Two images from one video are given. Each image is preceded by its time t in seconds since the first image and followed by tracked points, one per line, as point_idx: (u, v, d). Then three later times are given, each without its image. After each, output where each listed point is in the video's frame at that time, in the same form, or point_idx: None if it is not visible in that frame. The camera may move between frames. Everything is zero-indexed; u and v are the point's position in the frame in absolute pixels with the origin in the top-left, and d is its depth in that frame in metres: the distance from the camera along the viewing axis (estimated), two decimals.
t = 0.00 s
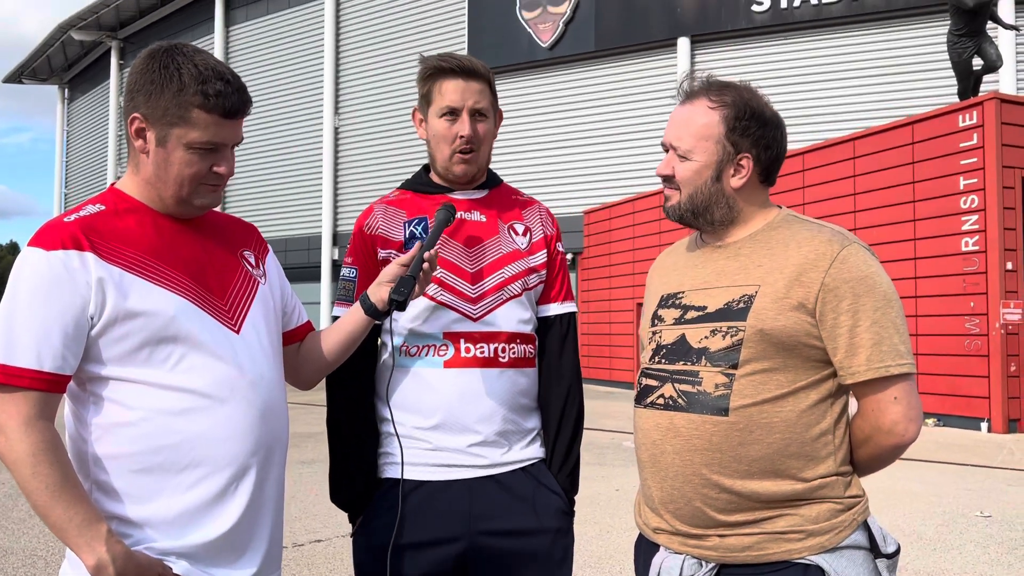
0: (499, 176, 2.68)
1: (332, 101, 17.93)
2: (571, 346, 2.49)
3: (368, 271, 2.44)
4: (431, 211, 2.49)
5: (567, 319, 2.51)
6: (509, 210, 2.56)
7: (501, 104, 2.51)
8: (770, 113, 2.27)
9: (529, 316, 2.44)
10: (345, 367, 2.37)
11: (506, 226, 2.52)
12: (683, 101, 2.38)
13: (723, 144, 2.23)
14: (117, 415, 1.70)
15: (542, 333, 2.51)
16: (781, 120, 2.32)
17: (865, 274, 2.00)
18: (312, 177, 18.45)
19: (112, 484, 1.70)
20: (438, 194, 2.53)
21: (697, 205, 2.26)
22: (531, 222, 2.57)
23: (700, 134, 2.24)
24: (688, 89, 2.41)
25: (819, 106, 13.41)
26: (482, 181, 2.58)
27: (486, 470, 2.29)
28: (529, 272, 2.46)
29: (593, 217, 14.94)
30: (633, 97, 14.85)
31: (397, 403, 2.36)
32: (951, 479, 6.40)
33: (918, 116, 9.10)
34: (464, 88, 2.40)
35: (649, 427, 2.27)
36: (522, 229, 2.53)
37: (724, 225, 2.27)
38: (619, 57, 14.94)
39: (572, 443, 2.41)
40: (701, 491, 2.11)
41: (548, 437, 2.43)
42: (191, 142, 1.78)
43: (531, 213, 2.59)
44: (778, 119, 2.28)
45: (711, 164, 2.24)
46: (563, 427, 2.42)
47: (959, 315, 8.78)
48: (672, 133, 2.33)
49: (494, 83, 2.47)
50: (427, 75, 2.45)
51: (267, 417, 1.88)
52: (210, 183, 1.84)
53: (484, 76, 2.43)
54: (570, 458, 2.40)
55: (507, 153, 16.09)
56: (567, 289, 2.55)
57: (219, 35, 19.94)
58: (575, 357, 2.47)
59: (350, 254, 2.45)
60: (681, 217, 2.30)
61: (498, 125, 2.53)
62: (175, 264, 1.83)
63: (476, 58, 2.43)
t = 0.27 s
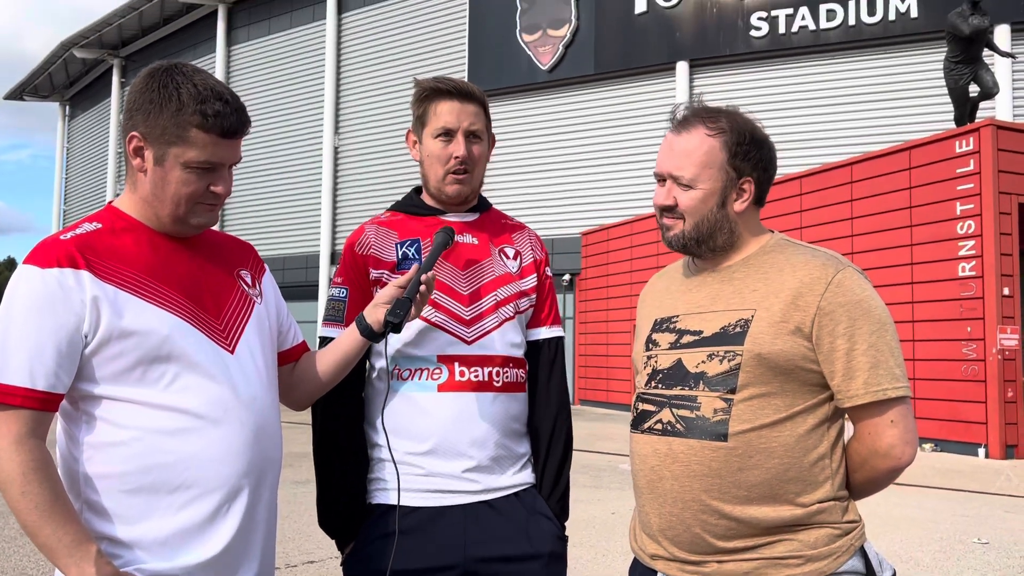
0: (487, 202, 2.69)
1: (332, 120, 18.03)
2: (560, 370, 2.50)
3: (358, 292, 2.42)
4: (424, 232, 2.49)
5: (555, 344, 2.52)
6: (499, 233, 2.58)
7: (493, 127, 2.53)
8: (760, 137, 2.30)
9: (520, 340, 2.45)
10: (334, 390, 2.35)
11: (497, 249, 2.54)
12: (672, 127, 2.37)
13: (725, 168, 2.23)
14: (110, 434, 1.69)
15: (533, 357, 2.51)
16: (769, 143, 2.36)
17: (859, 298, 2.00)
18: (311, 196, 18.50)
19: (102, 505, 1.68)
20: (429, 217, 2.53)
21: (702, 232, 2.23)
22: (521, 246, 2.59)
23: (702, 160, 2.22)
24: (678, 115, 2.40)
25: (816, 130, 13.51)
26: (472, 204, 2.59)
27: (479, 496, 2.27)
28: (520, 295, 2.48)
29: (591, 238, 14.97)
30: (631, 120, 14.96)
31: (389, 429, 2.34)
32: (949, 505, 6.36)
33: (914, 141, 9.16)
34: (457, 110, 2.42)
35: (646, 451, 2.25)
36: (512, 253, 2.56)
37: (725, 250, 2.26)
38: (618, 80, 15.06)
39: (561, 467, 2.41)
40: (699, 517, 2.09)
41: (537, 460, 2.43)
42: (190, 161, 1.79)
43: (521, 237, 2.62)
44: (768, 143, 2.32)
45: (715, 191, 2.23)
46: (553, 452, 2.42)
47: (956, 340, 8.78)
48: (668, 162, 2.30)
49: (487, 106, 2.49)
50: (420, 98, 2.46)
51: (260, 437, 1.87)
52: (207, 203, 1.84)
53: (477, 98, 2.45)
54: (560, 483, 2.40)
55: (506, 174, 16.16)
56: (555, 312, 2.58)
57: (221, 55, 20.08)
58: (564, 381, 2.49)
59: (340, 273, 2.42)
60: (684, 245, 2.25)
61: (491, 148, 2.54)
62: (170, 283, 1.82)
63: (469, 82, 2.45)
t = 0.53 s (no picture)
0: (481, 222, 2.69)
1: (334, 136, 18.11)
2: (552, 392, 2.49)
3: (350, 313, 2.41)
4: (416, 253, 2.49)
5: (547, 366, 2.51)
6: (492, 254, 2.58)
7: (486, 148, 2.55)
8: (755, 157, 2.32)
9: (512, 363, 2.44)
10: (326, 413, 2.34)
11: (490, 270, 2.54)
12: (667, 148, 2.37)
13: (730, 185, 2.24)
14: (104, 450, 1.68)
15: (524, 380, 2.51)
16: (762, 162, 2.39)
17: (856, 318, 2.00)
18: (312, 211, 18.54)
19: (94, 522, 1.67)
20: (423, 238, 2.54)
21: (712, 250, 2.21)
22: (515, 267, 2.59)
23: (706, 178, 2.21)
24: (672, 137, 2.41)
25: (816, 151, 13.55)
26: (466, 225, 2.61)
27: (469, 519, 2.27)
28: (512, 317, 2.48)
29: (591, 256, 14.98)
30: (632, 139, 15.03)
31: (380, 451, 2.33)
32: (950, 528, 6.31)
33: (913, 162, 9.20)
34: (445, 133, 2.42)
35: (643, 470, 2.24)
36: (506, 274, 2.56)
37: (731, 268, 2.25)
38: (619, 100, 15.16)
39: (553, 490, 2.40)
40: (697, 538, 2.08)
41: (528, 483, 2.42)
42: (189, 177, 1.79)
43: (514, 258, 2.61)
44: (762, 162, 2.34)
45: (722, 208, 2.22)
46: (545, 475, 2.41)
47: (956, 361, 8.75)
48: (670, 184, 2.27)
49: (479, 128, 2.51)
50: (411, 121, 2.48)
51: (256, 454, 1.86)
52: (206, 219, 1.84)
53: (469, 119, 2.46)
54: (552, 506, 2.38)
55: (506, 191, 16.22)
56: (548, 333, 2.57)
57: (224, 71, 20.20)
58: (556, 404, 2.47)
59: (332, 294, 2.43)
60: (693, 265, 2.23)
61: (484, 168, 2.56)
62: (168, 299, 1.83)
63: (459, 103, 2.47)
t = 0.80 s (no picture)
0: (482, 236, 2.69)
1: (337, 147, 18.16)
2: (551, 407, 2.46)
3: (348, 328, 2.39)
4: (415, 268, 2.49)
5: (545, 382, 2.48)
6: (492, 269, 2.57)
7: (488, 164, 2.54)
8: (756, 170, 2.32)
9: (509, 380, 2.42)
10: (323, 427, 2.34)
11: (490, 285, 2.52)
12: (667, 164, 2.36)
13: (730, 198, 2.23)
14: (98, 463, 1.66)
15: (522, 395, 2.48)
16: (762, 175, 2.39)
17: (859, 335, 1.98)
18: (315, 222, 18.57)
19: (88, 537, 1.65)
20: (423, 253, 2.53)
21: (713, 263, 2.19)
22: (515, 281, 2.57)
23: (707, 192, 2.20)
24: (670, 153, 2.40)
25: (818, 164, 13.56)
26: (466, 240, 2.60)
27: (462, 538, 2.25)
28: (511, 333, 2.46)
29: (592, 268, 14.97)
30: (634, 151, 15.05)
31: (374, 467, 2.32)
32: (953, 544, 6.26)
33: (916, 176, 9.19)
34: (447, 148, 2.42)
35: (643, 486, 2.22)
36: (506, 289, 2.54)
37: (732, 282, 2.24)
38: (621, 112, 15.20)
39: (550, 507, 2.37)
40: (698, 555, 2.06)
41: (525, 500, 2.39)
42: (188, 188, 1.79)
43: (515, 273, 2.60)
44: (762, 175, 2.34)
45: (723, 221, 2.21)
46: (541, 492, 2.38)
47: (958, 376, 8.72)
48: (670, 199, 2.26)
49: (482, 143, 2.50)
50: (414, 134, 2.47)
51: (252, 468, 1.85)
52: (205, 230, 1.84)
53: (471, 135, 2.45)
54: (548, 524, 2.35)
55: (508, 202, 16.24)
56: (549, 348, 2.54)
57: (228, 82, 20.29)
58: (555, 419, 2.45)
59: (331, 308, 2.41)
60: (694, 279, 2.21)
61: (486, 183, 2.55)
62: (166, 311, 1.82)
63: (462, 118, 2.46)
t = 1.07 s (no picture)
0: (490, 236, 2.67)
1: (341, 151, 18.19)
2: (557, 407, 2.43)
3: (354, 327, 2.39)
4: (420, 266, 2.48)
5: (552, 382, 2.46)
6: (499, 268, 2.55)
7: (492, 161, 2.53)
8: (756, 177, 2.29)
9: (514, 379, 2.40)
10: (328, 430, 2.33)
11: (496, 284, 2.51)
12: (668, 173, 2.35)
13: (726, 210, 2.21)
14: (99, 471, 1.66)
15: (529, 394, 2.46)
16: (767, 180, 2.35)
17: (862, 345, 1.97)
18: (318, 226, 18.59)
19: (87, 546, 1.64)
20: (428, 251, 2.52)
21: (708, 276, 2.18)
22: (521, 281, 2.55)
23: (701, 205, 2.19)
24: (671, 163, 2.39)
25: (822, 170, 13.55)
26: (472, 238, 2.58)
27: (465, 538, 2.24)
28: (516, 332, 2.44)
29: (595, 273, 14.96)
30: (638, 156, 15.06)
31: (378, 467, 2.30)
32: (957, 552, 6.23)
33: (920, 182, 9.17)
34: (449, 145, 2.41)
35: (645, 496, 2.21)
36: (512, 288, 2.52)
37: (731, 293, 2.22)
38: (625, 117, 15.21)
39: (554, 510, 2.34)
40: (700, 566, 2.04)
41: (529, 502, 2.37)
42: (188, 195, 1.78)
43: (521, 272, 2.58)
44: (764, 182, 2.31)
45: (719, 233, 2.20)
46: (545, 494, 2.35)
47: (962, 383, 8.68)
48: (666, 211, 2.26)
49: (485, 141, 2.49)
50: (417, 133, 2.46)
51: (253, 477, 1.84)
52: (205, 237, 1.83)
53: (473, 132, 2.44)
54: (552, 526, 2.32)
55: (511, 207, 16.24)
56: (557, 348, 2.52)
57: (232, 86, 20.34)
58: (561, 420, 2.42)
59: (337, 307, 2.41)
60: (691, 290, 2.20)
61: (489, 182, 2.53)
62: (166, 318, 1.81)
63: (464, 116, 2.46)
